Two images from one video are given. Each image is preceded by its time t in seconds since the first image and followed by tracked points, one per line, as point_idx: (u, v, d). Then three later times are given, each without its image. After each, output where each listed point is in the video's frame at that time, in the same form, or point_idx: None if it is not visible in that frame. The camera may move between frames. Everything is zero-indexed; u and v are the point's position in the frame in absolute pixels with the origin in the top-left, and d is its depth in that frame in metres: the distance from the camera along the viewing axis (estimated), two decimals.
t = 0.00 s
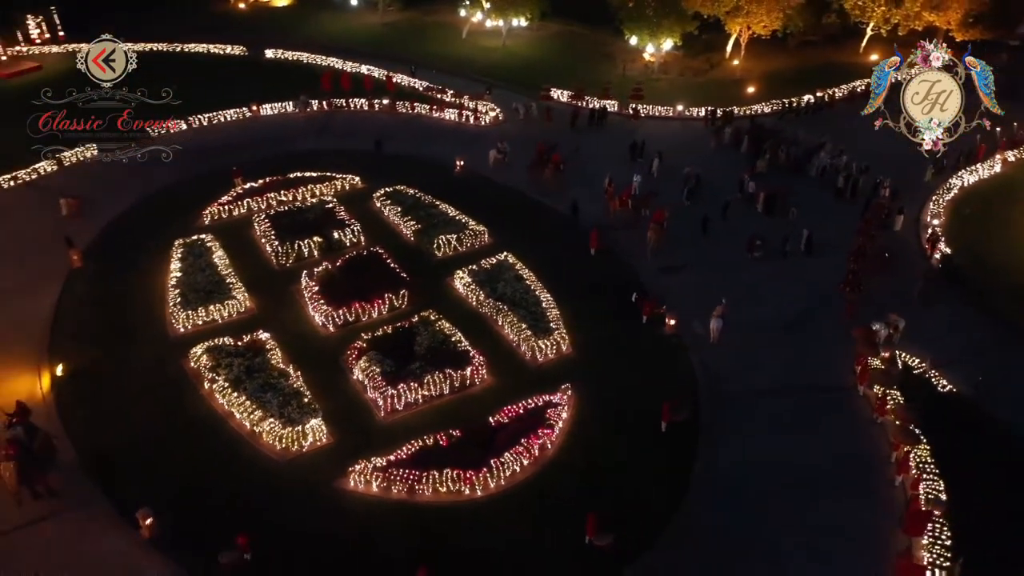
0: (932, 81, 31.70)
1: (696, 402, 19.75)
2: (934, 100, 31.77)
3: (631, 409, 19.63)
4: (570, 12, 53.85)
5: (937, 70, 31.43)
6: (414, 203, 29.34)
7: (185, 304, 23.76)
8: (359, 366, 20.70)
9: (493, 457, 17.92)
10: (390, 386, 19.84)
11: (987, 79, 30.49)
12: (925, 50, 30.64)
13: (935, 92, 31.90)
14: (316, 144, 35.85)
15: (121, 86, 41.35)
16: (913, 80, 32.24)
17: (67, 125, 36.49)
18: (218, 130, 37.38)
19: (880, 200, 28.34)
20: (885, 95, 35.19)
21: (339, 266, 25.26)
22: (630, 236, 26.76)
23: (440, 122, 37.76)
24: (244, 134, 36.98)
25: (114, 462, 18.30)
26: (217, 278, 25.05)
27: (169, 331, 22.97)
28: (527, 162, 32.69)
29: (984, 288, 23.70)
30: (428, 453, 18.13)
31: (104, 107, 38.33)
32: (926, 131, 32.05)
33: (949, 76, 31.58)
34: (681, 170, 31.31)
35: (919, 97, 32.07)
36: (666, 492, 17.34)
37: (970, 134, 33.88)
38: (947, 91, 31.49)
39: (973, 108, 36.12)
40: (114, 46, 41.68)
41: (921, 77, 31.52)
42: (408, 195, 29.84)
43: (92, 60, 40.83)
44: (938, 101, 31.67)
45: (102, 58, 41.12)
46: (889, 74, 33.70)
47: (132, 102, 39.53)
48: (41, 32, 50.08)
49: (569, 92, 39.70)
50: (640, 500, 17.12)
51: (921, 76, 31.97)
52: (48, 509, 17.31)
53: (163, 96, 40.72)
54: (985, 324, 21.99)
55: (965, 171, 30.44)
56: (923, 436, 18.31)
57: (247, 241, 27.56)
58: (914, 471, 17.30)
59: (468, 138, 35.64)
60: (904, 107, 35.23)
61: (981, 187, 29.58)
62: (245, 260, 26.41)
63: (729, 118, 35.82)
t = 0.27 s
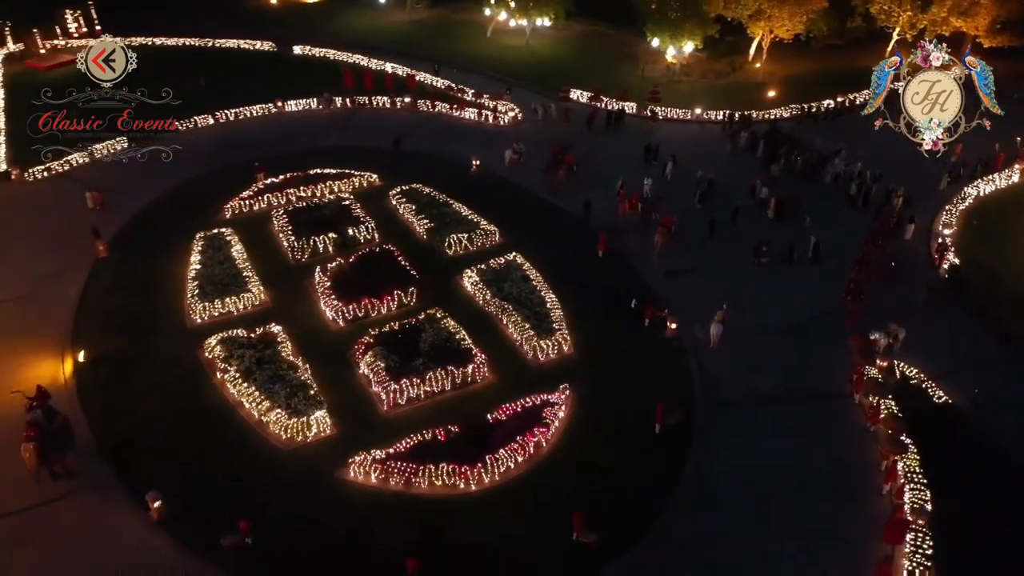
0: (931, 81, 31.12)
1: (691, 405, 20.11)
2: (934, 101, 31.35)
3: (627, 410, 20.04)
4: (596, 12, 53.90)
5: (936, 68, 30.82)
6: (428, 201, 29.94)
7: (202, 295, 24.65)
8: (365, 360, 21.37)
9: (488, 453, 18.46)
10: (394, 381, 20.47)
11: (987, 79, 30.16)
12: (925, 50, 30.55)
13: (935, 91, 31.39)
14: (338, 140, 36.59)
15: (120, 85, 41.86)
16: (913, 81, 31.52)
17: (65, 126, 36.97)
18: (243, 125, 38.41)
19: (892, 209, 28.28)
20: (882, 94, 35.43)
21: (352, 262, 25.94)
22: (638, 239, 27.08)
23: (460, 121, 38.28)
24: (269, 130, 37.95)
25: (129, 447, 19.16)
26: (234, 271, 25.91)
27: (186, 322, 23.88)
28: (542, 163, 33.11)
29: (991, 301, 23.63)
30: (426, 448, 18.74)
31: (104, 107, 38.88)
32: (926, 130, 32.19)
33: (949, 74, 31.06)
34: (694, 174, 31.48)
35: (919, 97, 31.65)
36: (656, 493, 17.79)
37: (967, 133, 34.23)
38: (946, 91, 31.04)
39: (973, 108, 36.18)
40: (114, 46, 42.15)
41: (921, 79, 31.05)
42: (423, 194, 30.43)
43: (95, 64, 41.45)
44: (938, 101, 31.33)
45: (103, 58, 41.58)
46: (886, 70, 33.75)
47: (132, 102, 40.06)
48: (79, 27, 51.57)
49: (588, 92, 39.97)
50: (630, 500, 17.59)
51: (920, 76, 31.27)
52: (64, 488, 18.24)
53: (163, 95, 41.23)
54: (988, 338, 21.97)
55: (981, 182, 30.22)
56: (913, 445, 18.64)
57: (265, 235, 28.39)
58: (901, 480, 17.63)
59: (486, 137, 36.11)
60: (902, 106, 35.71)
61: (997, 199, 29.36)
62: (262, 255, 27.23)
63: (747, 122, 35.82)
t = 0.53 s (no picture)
0: (932, 81, 31.39)
1: (687, 410, 20.50)
2: (934, 101, 31.67)
3: (624, 412, 20.50)
4: (624, 13, 54.01)
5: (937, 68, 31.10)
6: (444, 201, 30.57)
7: (221, 288, 25.61)
8: (373, 356, 22.10)
9: (484, 450, 19.05)
10: (398, 377, 21.18)
11: (988, 80, 30.48)
12: (925, 50, 31.27)
13: (935, 92, 31.70)
14: (361, 138, 37.42)
15: (120, 84, 44.26)
16: (913, 80, 31.81)
17: (69, 126, 39.16)
18: (271, 123, 39.55)
19: (904, 220, 28.23)
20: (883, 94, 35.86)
21: (366, 260, 26.68)
22: (647, 244, 27.43)
23: (481, 121, 38.87)
24: (295, 127, 38.99)
25: (145, 432, 20.12)
26: (253, 266, 26.84)
27: (205, 313, 24.86)
28: (558, 165, 33.57)
29: (997, 317, 23.54)
30: (425, 442, 19.39)
31: (106, 107, 40.97)
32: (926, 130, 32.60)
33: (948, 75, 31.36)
34: (708, 179, 31.69)
35: (919, 97, 31.95)
36: (645, 495, 18.31)
37: (967, 133, 34.57)
38: (947, 91, 31.35)
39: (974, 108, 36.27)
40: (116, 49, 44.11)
41: (921, 78, 31.35)
42: (440, 193, 31.06)
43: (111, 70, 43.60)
44: (938, 101, 31.65)
45: (105, 62, 43.98)
46: (885, 71, 34.28)
47: (132, 102, 42.12)
48: (119, 22, 53.24)
49: (609, 95, 40.29)
50: (619, 502, 18.13)
51: (921, 76, 31.55)
52: (83, 469, 19.25)
53: (163, 96, 43.20)
54: (989, 354, 21.97)
55: (998, 194, 29.99)
56: (903, 456, 18.98)
57: (285, 231, 29.30)
58: (888, 491, 18.02)
59: (506, 139, 36.65)
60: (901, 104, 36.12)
61: (1014, 212, 29.13)
62: (281, 250, 28.12)
63: (766, 127, 35.84)
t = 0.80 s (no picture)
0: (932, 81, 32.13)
1: (684, 415, 20.87)
2: (934, 101, 32.44)
3: (622, 414, 20.94)
4: (650, 15, 54.05)
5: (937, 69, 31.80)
6: (459, 202, 31.19)
7: (239, 283, 26.52)
8: (381, 353, 22.81)
9: (482, 448, 19.62)
10: (404, 374, 21.88)
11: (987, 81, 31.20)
12: (925, 50, 31.69)
13: (935, 92, 32.46)
14: (383, 138, 38.14)
15: (120, 84, 46.02)
16: (913, 81, 32.59)
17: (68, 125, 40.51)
18: (296, 121, 40.50)
19: (915, 232, 28.18)
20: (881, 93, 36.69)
21: (379, 258, 27.40)
22: (655, 249, 27.77)
23: (501, 123, 39.40)
24: (319, 125, 39.86)
25: (160, 420, 21.03)
26: (271, 262, 27.72)
27: (223, 307, 25.76)
28: (574, 168, 33.99)
29: (1003, 332, 23.45)
30: (426, 438, 20.02)
31: (107, 108, 42.12)
32: (927, 129, 33.45)
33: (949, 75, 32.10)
34: (721, 185, 31.88)
35: (919, 97, 32.73)
36: (636, 497, 18.76)
37: (967, 132, 35.34)
38: (947, 91, 32.10)
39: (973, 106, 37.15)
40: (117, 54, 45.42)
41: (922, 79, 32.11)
42: (455, 194, 31.68)
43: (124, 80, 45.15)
44: (938, 101, 32.42)
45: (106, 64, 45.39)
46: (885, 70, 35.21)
47: (133, 103, 43.09)
48: (155, 19, 54.69)
49: (629, 99, 40.59)
50: (610, 502, 18.60)
51: (921, 77, 32.31)
52: (100, 452, 20.20)
53: (164, 97, 44.22)
54: (991, 371, 21.99)
55: (1015, 208, 29.74)
56: (894, 466, 19.14)
57: (304, 228, 30.12)
58: (876, 500, 18.29)
59: (524, 141, 37.14)
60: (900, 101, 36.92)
61: None
62: (299, 247, 28.95)
63: (783, 134, 35.89)
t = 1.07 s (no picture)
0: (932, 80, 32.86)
1: (681, 420, 21.23)
2: (934, 101, 33.23)
3: (620, 418, 21.36)
4: (676, 19, 54.11)
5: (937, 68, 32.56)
6: (474, 204, 31.77)
7: (257, 279, 27.42)
8: (388, 351, 23.50)
9: (481, 447, 20.22)
10: (409, 372, 22.54)
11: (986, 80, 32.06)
12: (925, 50, 32.27)
13: (935, 92, 33.27)
14: (403, 138, 38.86)
15: (120, 83, 47.83)
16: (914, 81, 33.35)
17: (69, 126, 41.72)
18: (320, 120, 41.41)
19: (926, 245, 28.13)
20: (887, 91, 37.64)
21: (392, 258, 28.11)
22: (663, 255, 28.08)
23: (520, 125, 39.90)
24: (342, 125, 40.70)
25: (175, 409, 21.94)
26: (289, 259, 28.57)
27: (240, 301, 26.65)
28: (589, 172, 34.39)
29: (1008, 349, 23.42)
30: (427, 435, 20.67)
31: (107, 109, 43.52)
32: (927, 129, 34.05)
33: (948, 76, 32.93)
34: (735, 193, 32.04)
35: (919, 97, 33.50)
36: (629, 499, 19.17)
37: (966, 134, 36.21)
38: (947, 91, 32.87)
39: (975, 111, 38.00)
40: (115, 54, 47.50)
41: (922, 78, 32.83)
42: (471, 196, 32.27)
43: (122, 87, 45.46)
44: (939, 100, 33.13)
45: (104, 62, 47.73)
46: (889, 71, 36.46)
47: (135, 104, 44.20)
48: (189, 17, 56.10)
49: (648, 104, 40.88)
50: (602, 503, 19.05)
51: (922, 77, 33.04)
52: (117, 439, 21.13)
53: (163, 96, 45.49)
54: (992, 387, 22.00)
55: None
56: (885, 477, 19.34)
57: (322, 226, 30.93)
58: (864, 510, 18.55)
59: (541, 144, 37.59)
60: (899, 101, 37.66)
61: None
62: (316, 244, 29.76)
63: (800, 142, 35.90)
